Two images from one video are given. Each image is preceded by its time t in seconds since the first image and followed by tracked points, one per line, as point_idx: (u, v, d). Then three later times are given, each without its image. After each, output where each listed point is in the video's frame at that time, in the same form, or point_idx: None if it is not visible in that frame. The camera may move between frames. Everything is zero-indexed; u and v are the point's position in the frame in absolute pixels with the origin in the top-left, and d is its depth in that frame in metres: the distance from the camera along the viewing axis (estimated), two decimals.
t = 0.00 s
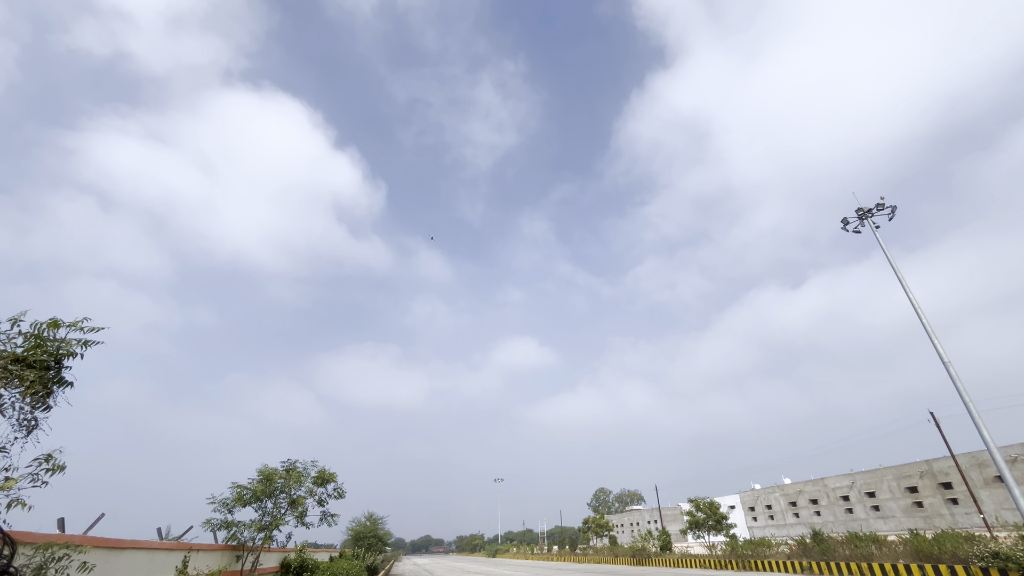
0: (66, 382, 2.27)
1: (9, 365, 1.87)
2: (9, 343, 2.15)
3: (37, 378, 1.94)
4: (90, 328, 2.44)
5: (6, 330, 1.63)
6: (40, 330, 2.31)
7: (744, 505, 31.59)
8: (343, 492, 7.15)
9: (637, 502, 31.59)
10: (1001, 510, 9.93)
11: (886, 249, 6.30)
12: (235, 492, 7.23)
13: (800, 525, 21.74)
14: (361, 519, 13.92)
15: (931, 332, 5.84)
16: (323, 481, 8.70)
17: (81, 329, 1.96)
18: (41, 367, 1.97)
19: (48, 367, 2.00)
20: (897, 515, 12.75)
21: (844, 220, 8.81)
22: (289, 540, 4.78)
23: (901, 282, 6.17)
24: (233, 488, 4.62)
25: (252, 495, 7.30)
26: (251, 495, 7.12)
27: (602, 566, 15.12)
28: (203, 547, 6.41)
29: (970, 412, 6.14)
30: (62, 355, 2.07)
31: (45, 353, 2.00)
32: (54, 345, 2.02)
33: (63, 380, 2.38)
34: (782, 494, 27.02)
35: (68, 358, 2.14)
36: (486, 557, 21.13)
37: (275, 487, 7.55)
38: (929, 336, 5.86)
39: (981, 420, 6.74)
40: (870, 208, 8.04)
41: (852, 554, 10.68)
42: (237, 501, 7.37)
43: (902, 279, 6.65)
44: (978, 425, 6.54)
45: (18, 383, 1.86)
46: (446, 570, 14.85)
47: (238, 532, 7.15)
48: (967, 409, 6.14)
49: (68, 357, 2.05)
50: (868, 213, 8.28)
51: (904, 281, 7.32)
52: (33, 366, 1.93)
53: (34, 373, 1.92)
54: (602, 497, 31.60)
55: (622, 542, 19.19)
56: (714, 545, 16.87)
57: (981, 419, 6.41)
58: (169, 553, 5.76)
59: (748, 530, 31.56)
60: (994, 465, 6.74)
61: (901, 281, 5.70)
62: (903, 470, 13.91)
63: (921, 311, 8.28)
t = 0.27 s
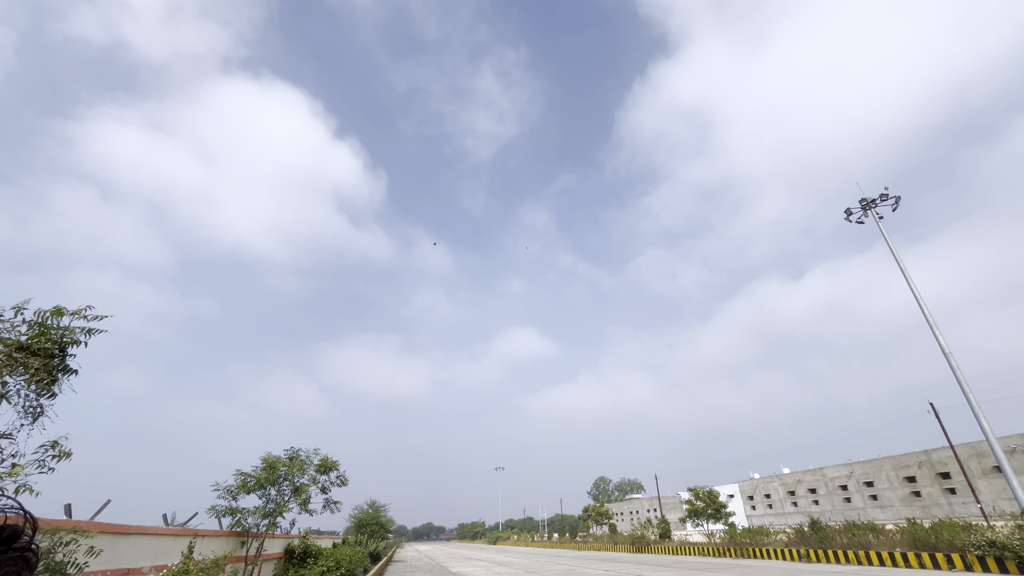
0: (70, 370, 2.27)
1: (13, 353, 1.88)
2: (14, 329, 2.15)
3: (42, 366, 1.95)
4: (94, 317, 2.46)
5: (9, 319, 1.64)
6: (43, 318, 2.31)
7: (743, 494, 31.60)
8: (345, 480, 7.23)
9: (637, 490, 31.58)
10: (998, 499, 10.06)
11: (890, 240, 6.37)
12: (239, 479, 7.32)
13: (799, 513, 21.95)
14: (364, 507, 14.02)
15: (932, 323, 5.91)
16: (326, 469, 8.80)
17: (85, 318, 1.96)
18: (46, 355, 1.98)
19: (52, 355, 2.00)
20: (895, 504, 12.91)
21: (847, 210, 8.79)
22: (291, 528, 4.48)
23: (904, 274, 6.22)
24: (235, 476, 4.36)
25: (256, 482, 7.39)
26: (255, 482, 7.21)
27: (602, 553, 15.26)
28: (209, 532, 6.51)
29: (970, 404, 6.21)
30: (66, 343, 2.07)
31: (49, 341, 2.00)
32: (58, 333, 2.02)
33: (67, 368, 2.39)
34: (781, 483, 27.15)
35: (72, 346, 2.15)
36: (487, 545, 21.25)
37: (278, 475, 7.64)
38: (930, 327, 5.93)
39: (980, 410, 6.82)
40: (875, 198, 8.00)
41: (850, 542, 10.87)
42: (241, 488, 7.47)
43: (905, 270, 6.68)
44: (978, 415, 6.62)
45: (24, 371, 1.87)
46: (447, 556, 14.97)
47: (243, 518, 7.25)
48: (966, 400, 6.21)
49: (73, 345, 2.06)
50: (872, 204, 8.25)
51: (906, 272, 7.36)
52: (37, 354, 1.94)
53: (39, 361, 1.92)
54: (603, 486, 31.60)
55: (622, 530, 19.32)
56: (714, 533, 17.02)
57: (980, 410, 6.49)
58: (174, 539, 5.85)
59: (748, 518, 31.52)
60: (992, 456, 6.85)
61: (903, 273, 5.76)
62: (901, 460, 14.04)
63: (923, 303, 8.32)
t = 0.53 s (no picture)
0: (72, 357, 2.29)
1: (16, 340, 1.89)
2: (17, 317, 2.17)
3: (45, 353, 1.96)
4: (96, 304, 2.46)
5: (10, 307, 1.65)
6: (46, 306, 2.33)
7: (742, 481, 31.61)
8: (348, 467, 7.31)
9: (637, 478, 31.59)
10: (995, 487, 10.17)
11: (892, 229, 6.42)
12: (243, 466, 7.39)
13: (796, 501, 22.14)
14: (366, 494, 14.13)
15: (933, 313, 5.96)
16: (328, 456, 8.88)
17: (87, 306, 1.97)
18: (49, 343, 1.99)
19: (55, 343, 2.02)
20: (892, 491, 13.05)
21: (851, 199, 8.79)
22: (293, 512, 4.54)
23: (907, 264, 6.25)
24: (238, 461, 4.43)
25: (260, 469, 7.47)
26: (258, 469, 7.29)
27: (602, 540, 15.39)
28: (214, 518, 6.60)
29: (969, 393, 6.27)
30: (69, 331, 2.09)
31: (52, 329, 2.02)
32: (61, 321, 2.03)
33: (71, 355, 2.41)
34: (780, 471, 27.27)
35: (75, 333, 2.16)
36: (488, 531, 21.42)
37: (281, 462, 7.71)
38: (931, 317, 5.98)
39: (980, 399, 6.88)
40: (879, 188, 8.00)
41: (848, 529, 11.04)
42: (245, 475, 7.55)
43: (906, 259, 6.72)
44: (977, 404, 6.68)
45: (27, 358, 1.89)
46: (448, 543, 15.06)
47: (247, 504, 7.34)
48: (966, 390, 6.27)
49: (75, 333, 2.07)
50: (876, 193, 8.26)
51: (909, 262, 7.38)
52: (40, 341, 1.95)
53: (42, 348, 1.94)
54: (603, 473, 31.60)
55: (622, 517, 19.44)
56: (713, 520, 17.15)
57: (980, 400, 6.55)
58: (179, 524, 5.92)
59: (747, 506, 31.60)
60: (990, 444, 6.92)
61: (905, 263, 5.81)
62: (899, 448, 14.16)
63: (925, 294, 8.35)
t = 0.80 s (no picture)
0: (76, 344, 2.32)
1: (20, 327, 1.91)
2: (21, 305, 2.19)
3: (49, 340, 1.99)
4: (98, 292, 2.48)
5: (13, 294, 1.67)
6: (49, 293, 2.35)
7: (742, 468, 31.60)
8: (351, 453, 7.40)
9: (637, 465, 31.59)
10: (993, 474, 10.27)
11: (895, 216, 6.44)
12: (247, 452, 7.48)
13: (795, 487, 22.29)
14: (368, 480, 14.26)
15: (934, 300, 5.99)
16: (331, 442, 8.99)
17: (89, 293, 1.99)
18: (52, 330, 2.01)
19: (59, 330, 2.04)
20: (890, 478, 13.15)
21: (854, 187, 8.77)
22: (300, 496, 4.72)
23: (909, 251, 6.26)
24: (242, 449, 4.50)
25: (264, 456, 7.56)
26: (263, 455, 7.38)
27: (602, 525, 15.56)
28: (220, 503, 6.71)
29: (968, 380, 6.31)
30: (72, 319, 2.11)
31: (55, 316, 2.04)
32: (64, 308, 2.06)
33: (74, 342, 2.44)
34: (779, 457, 27.32)
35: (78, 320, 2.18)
36: (489, 516, 21.61)
37: (285, 448, 7.81)
38: (932, 304, 6.01)
39: (979, 387, 6.94)
40: (883, 175, 7.97)
41: (845, 514, 11.20)
42: (249, 461, 7.64)
43: (908, 247, 6.74)
44: (977, 392, 6.73)
45: (31, 345, 1.91)
46: (449, 527, 15.19)
47: (252, 489, 7.44)
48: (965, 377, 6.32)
49: (78, 321, 2.09)
50: (880, 181, 8.23)
51: (911, 249, 7.38)
52: (44, 328, 1.97)
53: (45, 335, 1.96)
54: (603, 460, 31.60)
55: (622, 503, 19.58)
56: (712, 505, 17.30)
57: (980, 387, 6.59)
58: (186, 508, 6.05)
59: (746, 492, 31.60)
60: (989, 432, 6.99)
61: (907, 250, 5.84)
62: (898, 435, 14.23)
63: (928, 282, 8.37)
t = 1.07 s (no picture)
0: (82, 330, 2.35)
1: (26, 314, 1.94)
2: (27, 292, 2.22)
3: (55, 327, 2.02)
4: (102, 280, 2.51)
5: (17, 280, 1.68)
6: (54, 280, 2.38)
7: (742, 453, 31.63)
8: (356, 439, 7.50)
9: (639, 450, 31.59)
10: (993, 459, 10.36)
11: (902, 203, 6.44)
12: (254, 438, 7.59)
13: (796, 472, 22.44)
14: (372, 465, 14.40)
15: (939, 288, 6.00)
16: (336, 428, 9.09)
17: (92, 280, 2.01)
18: (58, 316, 2.04)
19: (64, 316, 2.07)
20: (890, 463, 13.27)
21: (860, 172, 8.72)
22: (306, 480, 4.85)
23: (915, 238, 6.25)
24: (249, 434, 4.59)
25: (270, 441, 7.67)
26: (268, 441, 7.49)
27: (603, 509, 15.72)
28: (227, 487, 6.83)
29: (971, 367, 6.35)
30: (77, 306, 2.14)
31: (60, 302, 2.07)
32: (69, 295, 2.08)
33: (81, 329, 2.48)
34: (779, 443, 27.39)
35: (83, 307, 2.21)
36: (492, 500, 21.85)
37: (290, 434, 7.91)
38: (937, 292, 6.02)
39: (982, 374, 6.98)
40: (889, 159, 7.91)
41: (845, 499, 11.33)
42: (255, 446, 7.75)
43: (914, 234, 6.74)
44: (979, 379, 6.78)
45: (37, 331, 1.95)
46: (452, 511, 15.35)
47: (258, 474, 7.56)
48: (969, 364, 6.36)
49: (83, 307, 2.12)
50: (886, 165, 8.17)
51: (916, 236, 7.38)
52: (49, 315, 2.00)
53: (50, 322, 1.99)
54: (605, 446, 31.59)
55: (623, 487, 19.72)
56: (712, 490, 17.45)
57: (982, 374, 6.65)
58: (194, 493, 6.17)
59: (747, 477, 31.61)
60: (990, 418, 7.05)
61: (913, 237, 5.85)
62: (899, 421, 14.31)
63: (932, 268, 8.37)
